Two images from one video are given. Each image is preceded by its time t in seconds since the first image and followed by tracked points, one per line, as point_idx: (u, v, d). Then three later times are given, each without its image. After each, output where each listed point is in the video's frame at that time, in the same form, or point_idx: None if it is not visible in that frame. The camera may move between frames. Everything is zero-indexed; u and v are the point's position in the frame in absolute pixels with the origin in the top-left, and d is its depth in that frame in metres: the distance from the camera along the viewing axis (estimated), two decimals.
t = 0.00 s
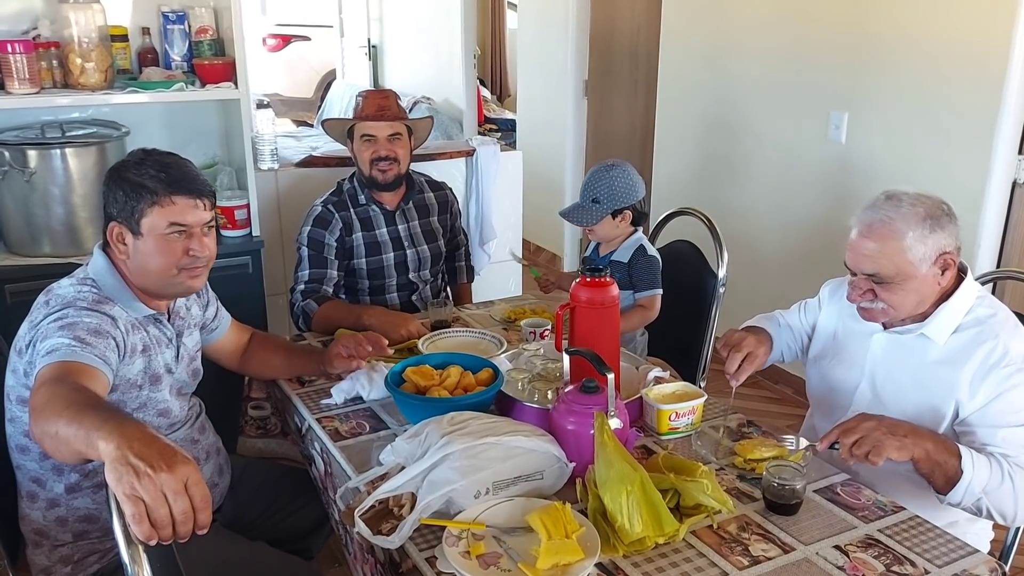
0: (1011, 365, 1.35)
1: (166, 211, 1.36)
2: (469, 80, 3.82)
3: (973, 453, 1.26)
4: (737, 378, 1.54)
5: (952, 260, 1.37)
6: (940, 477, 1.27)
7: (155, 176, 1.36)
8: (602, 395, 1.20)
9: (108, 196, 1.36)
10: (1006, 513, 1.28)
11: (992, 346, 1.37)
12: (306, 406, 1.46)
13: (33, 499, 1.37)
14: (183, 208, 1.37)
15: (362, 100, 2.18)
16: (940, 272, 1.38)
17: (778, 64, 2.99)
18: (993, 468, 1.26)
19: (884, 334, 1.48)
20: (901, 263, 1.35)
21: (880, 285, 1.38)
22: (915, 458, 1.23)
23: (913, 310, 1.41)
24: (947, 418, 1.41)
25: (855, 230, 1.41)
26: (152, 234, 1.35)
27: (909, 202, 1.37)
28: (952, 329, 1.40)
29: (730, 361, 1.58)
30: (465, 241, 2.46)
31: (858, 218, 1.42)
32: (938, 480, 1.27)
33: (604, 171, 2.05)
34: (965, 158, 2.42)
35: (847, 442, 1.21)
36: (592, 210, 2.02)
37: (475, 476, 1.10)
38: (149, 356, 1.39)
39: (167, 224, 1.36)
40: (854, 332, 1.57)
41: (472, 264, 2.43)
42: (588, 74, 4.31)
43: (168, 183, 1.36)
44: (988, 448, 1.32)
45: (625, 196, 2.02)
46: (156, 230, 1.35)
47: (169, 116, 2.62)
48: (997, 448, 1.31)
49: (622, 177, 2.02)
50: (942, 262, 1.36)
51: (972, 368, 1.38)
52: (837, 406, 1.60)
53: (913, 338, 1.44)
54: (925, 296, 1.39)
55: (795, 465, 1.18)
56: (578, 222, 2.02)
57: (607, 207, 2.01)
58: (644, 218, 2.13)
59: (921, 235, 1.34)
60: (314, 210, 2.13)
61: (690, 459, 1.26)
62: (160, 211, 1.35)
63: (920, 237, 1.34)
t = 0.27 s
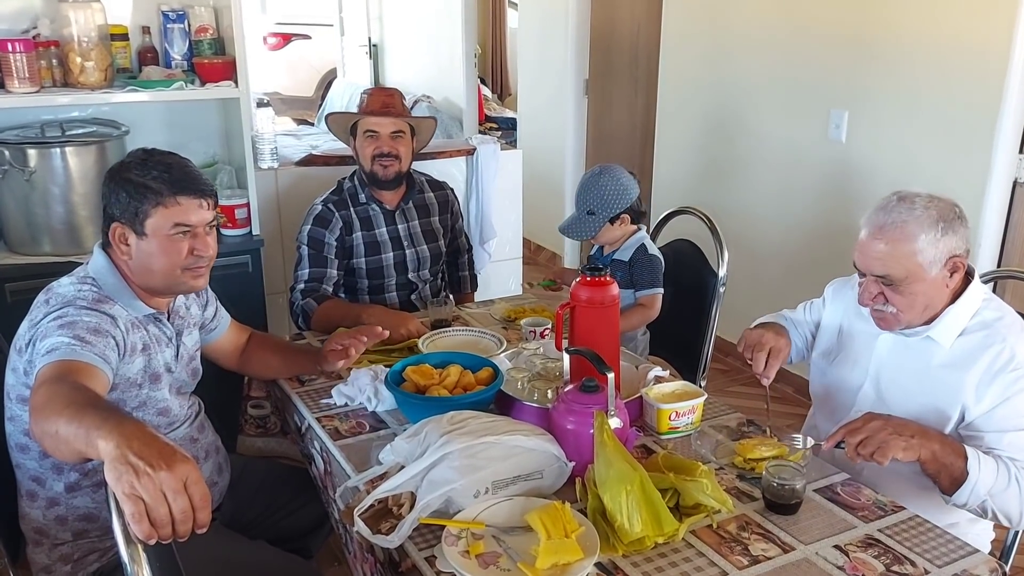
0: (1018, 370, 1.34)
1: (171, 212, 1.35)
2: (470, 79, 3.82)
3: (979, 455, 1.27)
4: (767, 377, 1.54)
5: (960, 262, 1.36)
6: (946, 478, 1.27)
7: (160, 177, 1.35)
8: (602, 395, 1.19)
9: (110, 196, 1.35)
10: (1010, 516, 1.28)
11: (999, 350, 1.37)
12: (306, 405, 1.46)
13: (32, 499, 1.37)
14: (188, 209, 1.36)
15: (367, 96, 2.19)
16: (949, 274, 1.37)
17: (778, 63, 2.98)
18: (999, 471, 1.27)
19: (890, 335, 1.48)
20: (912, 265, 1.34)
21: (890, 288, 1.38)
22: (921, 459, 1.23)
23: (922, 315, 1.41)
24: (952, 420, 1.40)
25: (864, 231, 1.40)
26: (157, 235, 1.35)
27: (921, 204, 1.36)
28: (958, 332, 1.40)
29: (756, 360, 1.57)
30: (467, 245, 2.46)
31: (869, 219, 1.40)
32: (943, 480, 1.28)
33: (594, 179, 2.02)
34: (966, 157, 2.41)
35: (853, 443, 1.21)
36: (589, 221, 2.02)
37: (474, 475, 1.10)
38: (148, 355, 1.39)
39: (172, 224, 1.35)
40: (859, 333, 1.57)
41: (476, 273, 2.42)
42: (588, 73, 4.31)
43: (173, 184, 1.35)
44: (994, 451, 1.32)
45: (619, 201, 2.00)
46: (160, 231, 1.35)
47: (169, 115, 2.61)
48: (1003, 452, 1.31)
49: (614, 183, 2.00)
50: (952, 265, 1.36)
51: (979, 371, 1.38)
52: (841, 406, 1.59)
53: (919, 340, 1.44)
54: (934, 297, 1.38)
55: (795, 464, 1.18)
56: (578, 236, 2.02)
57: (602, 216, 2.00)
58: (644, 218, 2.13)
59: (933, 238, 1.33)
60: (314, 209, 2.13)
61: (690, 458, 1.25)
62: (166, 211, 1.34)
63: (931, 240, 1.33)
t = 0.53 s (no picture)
0: (1020, 366, 1.33)
1: (184, 213, 1.33)
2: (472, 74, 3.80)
3: (982, 451, 1.26)
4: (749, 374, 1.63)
5: (966, 258, 1.35)
6: (946, 471, 1.27)
7: (170, 177, 1.31)
8: (603, 391, 1.19)
9: (120, 195, 1.30)
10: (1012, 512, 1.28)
11: (1003, 346, 1.35)
12: (307, 402, 1.46)
13: (32, 497, 1.37)
14: (198, 208, 1.34)
15: (371, 93, 2.20)
16: (953, 270, 1.36)
17: (781, 56, 2.97)
18: (1000, 465, 1.26)
19: (892, 332, 1.48)
20: (918, 260, 1.33)
21: (893, 283, 1.37)
22: (921, 452, 1.24)
23: (927, 309, 1.40)
24: (956, 417, 1.39)
25: (869, 226, 1.39)
26: (169, 234, 1.33)
27: (925, 198, 1.35)
28: (961, 327, 1.39)
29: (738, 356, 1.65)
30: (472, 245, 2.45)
31: (872, 214, 1.40)
32: (945, 475, 1.27)
33: (594, 176, 2.04)
34: (969, 151, 2.40)
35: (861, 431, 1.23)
36: (594, 218, 2.02)
37: (476, 473, 1.10)
38: (150, 352, 1.39)
39: (184, 224, 1.33)
40: (863, 329, 1.57)
41: (483, 277, 2.42)
42: (591, 68, 4.29)
43: (183, 184, 1.32)
44: (996, 447, 1.30)
45: (622, 197, 2.01)
46: (172, 232, 1.33)
47: (170, 111, 2.61)
48: (1005, 447, 1.30)
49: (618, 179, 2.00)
50: (957, 260, 1.35)
51: (983, 368, 1.36)
52: (845, 402, 1.59)
53: (921, 337, 1.43)
54: (936, 293, 1.38)
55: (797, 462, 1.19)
56: (584, 232, 2.02)
57: (607, 213, 2.01)
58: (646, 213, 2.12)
59: (938, 234, 1.32)
60: (316, 207, 2.13)
61: (691, 455, 1.25)
62: (179, 212, 1.32)
63: (936, 235, 1.32)
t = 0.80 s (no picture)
0: None
1: (184, 197, 1.35)
2: (475, 71, 3.80)
3: (990, 452, 1.27)
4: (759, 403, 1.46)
5: (970, 247, 1.37)
6: (960, 478, 1.28)
7: (174, 162, 1.35)
8: (608, 386, 1.19)
9: (123, 181, 1.34)
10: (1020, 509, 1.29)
11: (1007, 339, 1.36)
12: (312, 397, 1.46)
13: (37, 490, 1.37)
14: (199, 194, 1.37)
15: (376, 88, 2.18)
16: (960, 259, 1.37)
17: (785, 54, 2.97)
18: (1010, 465, 1.26)
19: (897, 327, 1.48)
20: (925, 252, 1.33)
21: (903, 275, 1.36)
22: (936, 460, 1.24)
23: (935, 303, 1.40)
24: (960, 412, 1.40)
25: (873, 221, 1.39)
26: (168, 220, 1.35)
27: (930, 190, 1.36)
28: (966, 322, 1.39)
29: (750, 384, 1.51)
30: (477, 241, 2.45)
31: (878, 209, 1.39)
32: (957, 481, 1.28)
33: (598, 176, 2.01)
34: (973, 149, 2.40)
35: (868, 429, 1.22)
36: (597, 219, 2.00)
37: (481, 467, 1.10)
38: (153, 348, 1.39)
39: (184, 209, 1.36)
40: (867, 326, 1.56)
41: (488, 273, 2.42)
42: (594, 64, 4.29)
43: (186, 169, 1.36)
44: (1002, 445, 1.31)
45: (624, 197, 1.99)
46: (172, 216, 1.35)
47: (174, 106, 2.61)
48: (1012, 445, 1.31)
49: (622, 179, 1.97)
50: (962, 250, 1.36)
51: (989, 362, 1.37)
52: (851, 399, 1.59)
53: (927, 331, 1.43)
54: (946, 285, 1.38)
55: (802, 457, 1.18)
56: (587, 234, 1.99)
57: (609, 215, 1.99)
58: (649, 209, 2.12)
59: (946, 222, 1.33)
60: (319, 201, 2.13)
61: (696, 451, 1.25)
62: (180, 196, 1.35)
63: (944, 225, 1.33)
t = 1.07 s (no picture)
0: None
1: (168, 194, 1.37)
2: (475, 70, 3.80)
3: (991, 451, 1.27)
4: (773, 393, 1.50)
5: (970, 245, 1.37)
6: (959, 477, 1.28)
7: (162, 160, 1.37)
8: (608, 386, 1.19)
9: (117, 179, 1.37)
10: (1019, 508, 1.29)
11: (1007, 337, 1.37)
12: (311, 397, 1.46)
13: (37, 490, 1.37)
14: (184, 193, 1.38)
15: (376, 88, 2.18)
16: (960, 257, 1.38)
17: (785, 54, 2.97)
18: (1010, 464, 1.27)
19: (896, 327, 1.48)
20: (926, 248, 1.34)
21: (903, 271, 1.37)
22: (937, 459, 1.24)
23: (934, 299, 1.40)
24: (960, 410, 1.40)
25: (874, 218, 1.40)
26: (152, 217, 1.36)
27: (930, 188, 1.36)
28: (966, 321, 1.40)
29: (761, 376, 1.54)
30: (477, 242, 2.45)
31: (878, 205, 1.40)
32: (957, 479, 1.28)
33: (598, 176, 2.01)
34: (973, 149, 2.40)
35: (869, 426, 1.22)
36: (597, 220, 2.00)
37: (481, 467, 1.10)
38: (152, 347, 1.39)
39: (166, 207, 1.37)
40: (867, 325, 1.56)
41: (488, 273, 2.42)
42: (594, 64, 4.29)
43: (173, 166, 1.37)
44: (1002, 443, 1.31)
45: (626, 196, 1.99)
46: (154, 213, 1.36)
47: (174, 106, 2.61)
48: (1012, 443, 1.31)
49: (625, 177, 1.98)
50: (962, 247, 1.37)
51: (989, 360, 1.37)
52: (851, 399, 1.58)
53: (927, 330, 1.43)
54: (947, 282, 1.39)
55: (801, 457, 1.19)
56: (587, 234, 1.99)
57: (611, 215, 1.99)
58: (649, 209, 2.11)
59: (946, 219, 1.34)
60: (320, 201, 2.13)
61: (695, 451, 1.25)
62: (162, 192, 1.36)
63: (944, 222, 1.33)
